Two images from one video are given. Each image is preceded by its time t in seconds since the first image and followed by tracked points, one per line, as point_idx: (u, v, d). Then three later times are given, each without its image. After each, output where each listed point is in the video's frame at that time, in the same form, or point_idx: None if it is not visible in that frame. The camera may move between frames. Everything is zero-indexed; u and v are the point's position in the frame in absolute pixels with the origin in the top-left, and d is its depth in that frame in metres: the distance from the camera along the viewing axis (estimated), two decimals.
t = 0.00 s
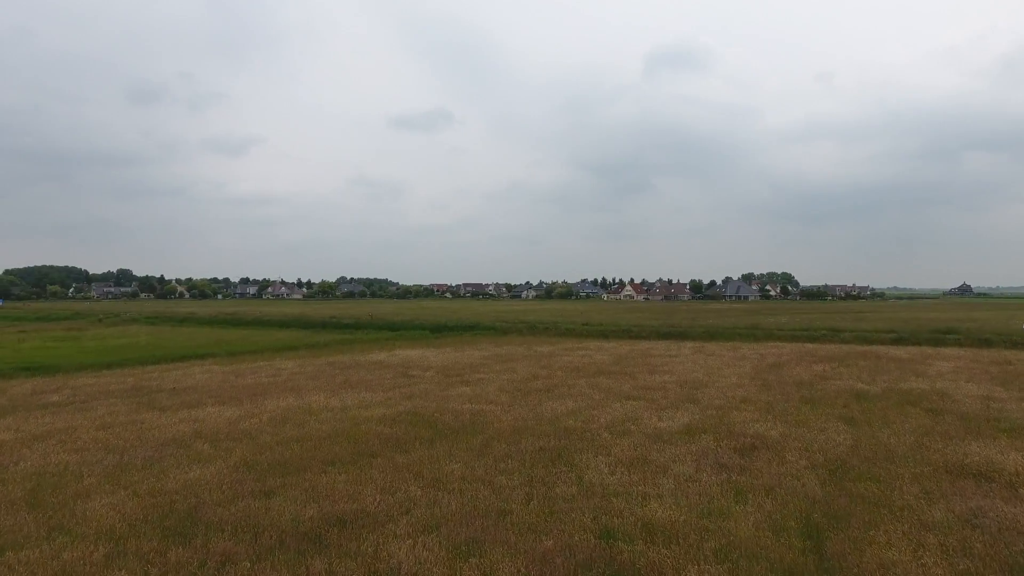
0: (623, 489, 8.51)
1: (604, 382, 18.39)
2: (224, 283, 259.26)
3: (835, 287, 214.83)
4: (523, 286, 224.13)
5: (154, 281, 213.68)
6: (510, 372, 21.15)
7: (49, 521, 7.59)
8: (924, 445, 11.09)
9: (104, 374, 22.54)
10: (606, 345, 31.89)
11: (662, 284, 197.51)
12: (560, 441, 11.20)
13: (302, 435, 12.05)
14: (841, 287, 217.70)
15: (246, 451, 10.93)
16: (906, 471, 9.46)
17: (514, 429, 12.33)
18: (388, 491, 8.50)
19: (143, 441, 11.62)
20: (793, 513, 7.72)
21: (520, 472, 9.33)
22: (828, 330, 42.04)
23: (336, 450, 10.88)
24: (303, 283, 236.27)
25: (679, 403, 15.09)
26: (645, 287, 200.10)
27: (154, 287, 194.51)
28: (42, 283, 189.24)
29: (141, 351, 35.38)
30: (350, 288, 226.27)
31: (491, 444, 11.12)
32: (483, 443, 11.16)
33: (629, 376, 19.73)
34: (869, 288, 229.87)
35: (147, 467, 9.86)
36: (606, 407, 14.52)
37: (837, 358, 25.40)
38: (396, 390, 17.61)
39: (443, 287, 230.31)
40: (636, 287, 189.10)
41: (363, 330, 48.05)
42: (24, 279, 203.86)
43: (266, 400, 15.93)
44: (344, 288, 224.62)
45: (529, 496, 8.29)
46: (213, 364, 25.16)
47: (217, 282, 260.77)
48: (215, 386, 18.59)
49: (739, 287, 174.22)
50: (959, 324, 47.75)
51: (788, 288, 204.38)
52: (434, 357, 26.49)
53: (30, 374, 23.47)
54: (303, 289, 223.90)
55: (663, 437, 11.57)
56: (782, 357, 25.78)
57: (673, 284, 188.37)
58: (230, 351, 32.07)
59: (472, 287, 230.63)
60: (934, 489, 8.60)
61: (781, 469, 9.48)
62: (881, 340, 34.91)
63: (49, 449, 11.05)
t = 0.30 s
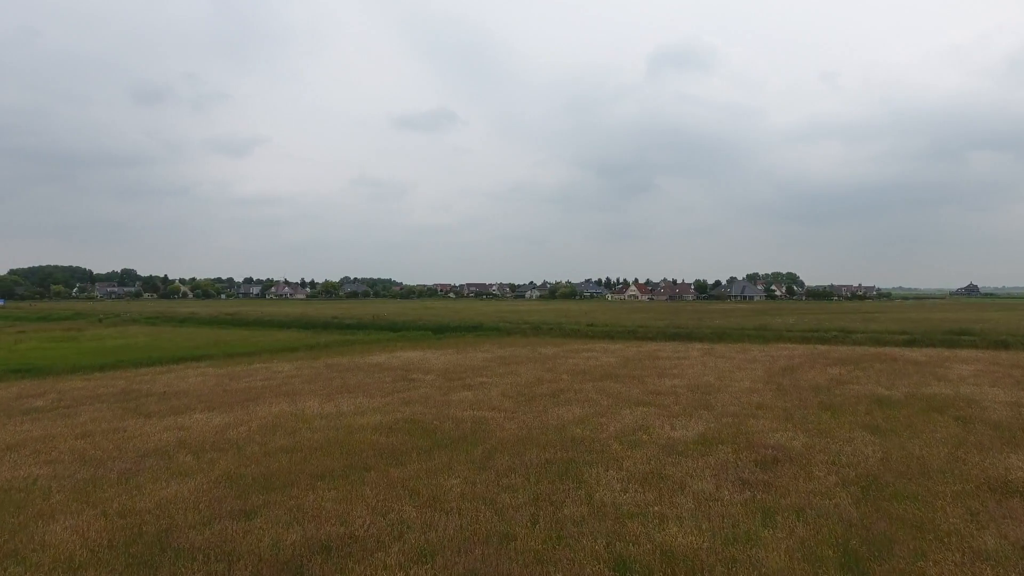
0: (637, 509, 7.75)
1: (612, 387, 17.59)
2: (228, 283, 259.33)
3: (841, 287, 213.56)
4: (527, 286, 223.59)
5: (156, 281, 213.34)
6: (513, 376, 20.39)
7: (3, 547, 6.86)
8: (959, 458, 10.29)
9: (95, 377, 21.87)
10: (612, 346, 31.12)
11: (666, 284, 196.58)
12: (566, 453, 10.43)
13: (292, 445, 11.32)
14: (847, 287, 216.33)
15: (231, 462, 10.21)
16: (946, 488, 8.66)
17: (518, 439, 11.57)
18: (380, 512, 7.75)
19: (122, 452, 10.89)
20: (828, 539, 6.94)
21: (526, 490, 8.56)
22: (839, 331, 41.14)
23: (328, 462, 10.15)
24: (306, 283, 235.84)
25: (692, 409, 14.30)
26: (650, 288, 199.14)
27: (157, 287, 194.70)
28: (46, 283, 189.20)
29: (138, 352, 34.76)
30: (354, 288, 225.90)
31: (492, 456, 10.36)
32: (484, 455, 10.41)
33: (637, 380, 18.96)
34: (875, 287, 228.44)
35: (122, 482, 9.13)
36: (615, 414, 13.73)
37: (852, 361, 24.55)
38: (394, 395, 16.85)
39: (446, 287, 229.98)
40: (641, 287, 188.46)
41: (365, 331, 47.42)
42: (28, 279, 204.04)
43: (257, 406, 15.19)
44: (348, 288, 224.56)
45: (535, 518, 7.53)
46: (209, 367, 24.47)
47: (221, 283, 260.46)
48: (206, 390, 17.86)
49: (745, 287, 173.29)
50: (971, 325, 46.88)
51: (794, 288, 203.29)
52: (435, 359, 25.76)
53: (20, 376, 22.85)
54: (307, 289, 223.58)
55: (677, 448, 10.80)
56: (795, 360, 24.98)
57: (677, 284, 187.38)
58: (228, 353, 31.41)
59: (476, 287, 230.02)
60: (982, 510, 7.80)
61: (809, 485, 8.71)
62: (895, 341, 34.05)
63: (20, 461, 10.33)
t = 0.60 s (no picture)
0: (656, 534, 6.98)
1: (620, 393, 16.78)
2: (231, 283, 259.10)
3: (847, 287, 212.24)
4: (530, 286, 222.78)
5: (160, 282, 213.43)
6: (517, 380, 19.60)
7: None
8: (1001, 473, 9.48)
9: (84, 381, 21.14)
10: (618, 348, 30.30)
11: (670, 284, 195.56)
12: (575, 467, 9.67)
13: (281, 457, 10.57)
14: (852, 287, 215.07)
15: (212, 477, 9.46)
16: (995, 509, 7.87)
17: (523, 451, 10.79)
18: (370, 537, 7.00)
19: (97, 465, 10.13)
20: (873, 571, 6.17)
21: (531, 510, 7.80)
22: (849, 332, 40.26)
23: (317, 477, 9.39)
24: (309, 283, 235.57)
25: (706, 417, 13.49)
26: (654, 288, 198.37)
27: (160, 287, 194.39)
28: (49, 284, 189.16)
29: (134, 354, 34.08)
30: (357, 288, 225.37)
31: (495, 470, 9.60)
32: (486, 469, 9.63)
33: (646, 385, 18.17)
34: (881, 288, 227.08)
35: (91, 500, 8.38)
36: (625, 423, 12.96)
37: (868, 364, 23.73)
38: (392, 400, 16.09)
39: (450, 287, 229.30)
40: (645, 287, 187.46)
41: (366, 332, 46.72)
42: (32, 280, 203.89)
43: (248, 413, 14.45)
44: (351, 288, 224.03)
45: (542, 545, 6.76)
46: (203, 370, 23.73)
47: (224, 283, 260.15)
48: (197, 395, 17.11)
49: (749, 288, 172.28)
50: (985, 326, 45.96)
51: (799, 288, 202.06)
52: (437, 362, 24.99)
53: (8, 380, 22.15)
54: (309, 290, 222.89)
55: (694, 461, 10.02)
56: (808, 363, 24.16)
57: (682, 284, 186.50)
58: (225, 355, 30.70)
59: (480, 287, 229.26)
60: None
61: (843, 506, 7.92)
62: (908, 343, 33.19)
63: None
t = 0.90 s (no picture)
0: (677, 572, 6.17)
1: (629, 399, 15.98)
2: (234, 283, 258.92)
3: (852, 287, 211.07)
4: (534, 286, 222.24)
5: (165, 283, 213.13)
6: (521, 385, 18.80)
7: None
8: None
9: (72, 386, 20.39)
10: (624, 351, 29.49)
11: (675, 284, 194.73)
12: (584, 487, 8.88)
13: (267, 473, 9.80)
14: (858, 287, 213.86)
15: (189, 497, 8.68)
16: None
17: (527, 467, 10.02)
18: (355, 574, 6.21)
19: (66, 482, 9.37)
20: None
21: (537, 539, 7.01)
22: (860, 334, 39.32)
23: (302, 497, 8.62)
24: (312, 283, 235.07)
25: (722, 429, 12.67)
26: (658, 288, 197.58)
27: (163, 287, 194.20)
28: (51, 284, 188.72)
29: (129, 356, 33.36)
30: (359, 288, 224.95)
31: (497, 491, 8.81)
32: (487, 489, 8.85)
33: (656, 391, 17.36)
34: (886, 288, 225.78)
35: (51, 527, 7.61)
36: (635, 435, 12.16)
37: (885, 368, 22.87)
38: (390, 408, 15.31)
39: (452, 287, 228.95)
40: (649, 287, 186.55)
41: (368, 334, 46.03)
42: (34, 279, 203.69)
43: (237, 422, 13.68)
44: (353, 288, 223.64)
45: None
46: (196, 373, 23.00)
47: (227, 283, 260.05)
48: (186, 402, 16.34)
49: (754, 287, 171.33)
50: (1000, 327, 44.96)
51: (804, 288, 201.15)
52: (438, 365, 24.21)
53: None
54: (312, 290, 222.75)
55: (714, 479, 9.21)
56: (822, 367, 23.31)
57: (685, 284, 185.69)
58: (223, 357, 30.00)
59: (482, 287, 228.78)
60: None
61: (884, 535, 7.12)
62: (923, 346, 32.27)
63: None
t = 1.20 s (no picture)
0: None
1: (638, 412, 15.17)
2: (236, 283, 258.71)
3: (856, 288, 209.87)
4: (536, 286, 221.91)
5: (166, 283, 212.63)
6: (524, 395, 18.01)
7: None
8: None
9: (58, 395, 19.61)
10: (630, 356, 28.67)
11: (678, 284, 193.74)
12: (594, 519, 8.09)
13: (249, 500, 9.03)
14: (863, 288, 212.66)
15: (162, 530, 7.92)
16: None
17: (532, 493, 9.24)
18: None
19: (31, 511, 8.58)
20: None
21: None
22: (871, 337, 38.43)
23: (286, 531, 7.84)
24: (314, 283, 234.52)
25: (740, 447, 11.88)
26: (661, 288, 196.75)
27: (165, 287, 194.08)
28: (53, 285, 188.49)
29: (123, 360, 32.59)
30: (361, 288, 224.39)
31: (500, 524, 8.02)
32: (487, 521, 8.09)
33: (666, 402, 16.57)
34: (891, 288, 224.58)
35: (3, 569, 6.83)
36: (647, 454, 11.37)
37: (902, 376, 22.04)
38: (386, 421, 14.53)
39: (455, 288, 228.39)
40: (653, 288, 186.07)
41: (368, 336, 45.24)
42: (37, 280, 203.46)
43: (224, 438, 12.91)
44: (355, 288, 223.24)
45: None
46: (188, 381, 22.23)
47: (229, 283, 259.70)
48: (173, 415, 15.58)
49: (758, 288, 170.41)
50: (1012, 330, 44.08)
51: (807, 288, 200.15)
52: (438, 372, 23.41)
53: None
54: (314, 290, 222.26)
55: (737, 509, 8.42)
56: (837, 374, 22.49)
57: (690, 284, 184.53)
58: (218, 362, 29.23)
59: (485, 287, 228.22)
60: None
61: None
62: (937, 351, 31.42)
63: None
